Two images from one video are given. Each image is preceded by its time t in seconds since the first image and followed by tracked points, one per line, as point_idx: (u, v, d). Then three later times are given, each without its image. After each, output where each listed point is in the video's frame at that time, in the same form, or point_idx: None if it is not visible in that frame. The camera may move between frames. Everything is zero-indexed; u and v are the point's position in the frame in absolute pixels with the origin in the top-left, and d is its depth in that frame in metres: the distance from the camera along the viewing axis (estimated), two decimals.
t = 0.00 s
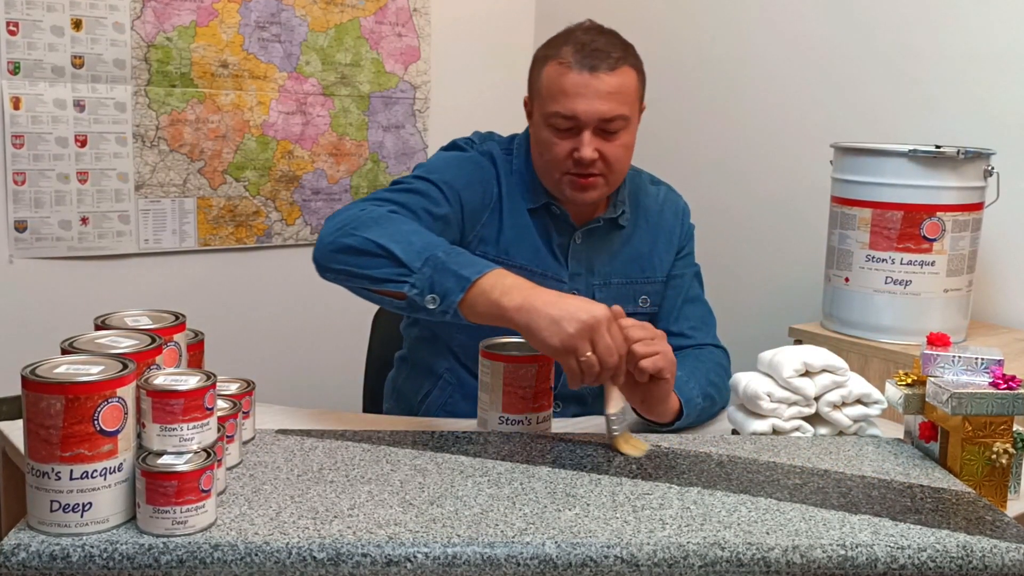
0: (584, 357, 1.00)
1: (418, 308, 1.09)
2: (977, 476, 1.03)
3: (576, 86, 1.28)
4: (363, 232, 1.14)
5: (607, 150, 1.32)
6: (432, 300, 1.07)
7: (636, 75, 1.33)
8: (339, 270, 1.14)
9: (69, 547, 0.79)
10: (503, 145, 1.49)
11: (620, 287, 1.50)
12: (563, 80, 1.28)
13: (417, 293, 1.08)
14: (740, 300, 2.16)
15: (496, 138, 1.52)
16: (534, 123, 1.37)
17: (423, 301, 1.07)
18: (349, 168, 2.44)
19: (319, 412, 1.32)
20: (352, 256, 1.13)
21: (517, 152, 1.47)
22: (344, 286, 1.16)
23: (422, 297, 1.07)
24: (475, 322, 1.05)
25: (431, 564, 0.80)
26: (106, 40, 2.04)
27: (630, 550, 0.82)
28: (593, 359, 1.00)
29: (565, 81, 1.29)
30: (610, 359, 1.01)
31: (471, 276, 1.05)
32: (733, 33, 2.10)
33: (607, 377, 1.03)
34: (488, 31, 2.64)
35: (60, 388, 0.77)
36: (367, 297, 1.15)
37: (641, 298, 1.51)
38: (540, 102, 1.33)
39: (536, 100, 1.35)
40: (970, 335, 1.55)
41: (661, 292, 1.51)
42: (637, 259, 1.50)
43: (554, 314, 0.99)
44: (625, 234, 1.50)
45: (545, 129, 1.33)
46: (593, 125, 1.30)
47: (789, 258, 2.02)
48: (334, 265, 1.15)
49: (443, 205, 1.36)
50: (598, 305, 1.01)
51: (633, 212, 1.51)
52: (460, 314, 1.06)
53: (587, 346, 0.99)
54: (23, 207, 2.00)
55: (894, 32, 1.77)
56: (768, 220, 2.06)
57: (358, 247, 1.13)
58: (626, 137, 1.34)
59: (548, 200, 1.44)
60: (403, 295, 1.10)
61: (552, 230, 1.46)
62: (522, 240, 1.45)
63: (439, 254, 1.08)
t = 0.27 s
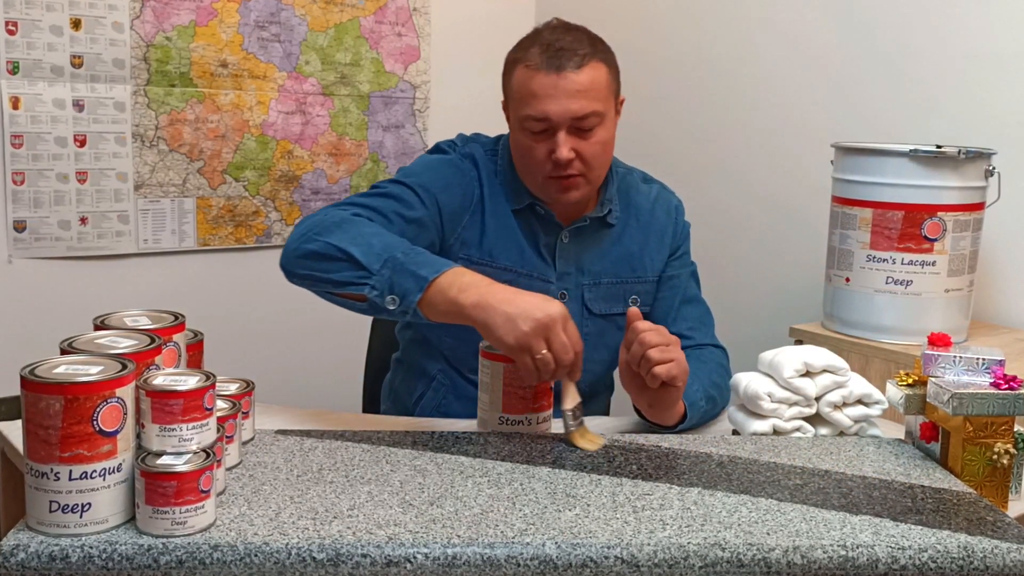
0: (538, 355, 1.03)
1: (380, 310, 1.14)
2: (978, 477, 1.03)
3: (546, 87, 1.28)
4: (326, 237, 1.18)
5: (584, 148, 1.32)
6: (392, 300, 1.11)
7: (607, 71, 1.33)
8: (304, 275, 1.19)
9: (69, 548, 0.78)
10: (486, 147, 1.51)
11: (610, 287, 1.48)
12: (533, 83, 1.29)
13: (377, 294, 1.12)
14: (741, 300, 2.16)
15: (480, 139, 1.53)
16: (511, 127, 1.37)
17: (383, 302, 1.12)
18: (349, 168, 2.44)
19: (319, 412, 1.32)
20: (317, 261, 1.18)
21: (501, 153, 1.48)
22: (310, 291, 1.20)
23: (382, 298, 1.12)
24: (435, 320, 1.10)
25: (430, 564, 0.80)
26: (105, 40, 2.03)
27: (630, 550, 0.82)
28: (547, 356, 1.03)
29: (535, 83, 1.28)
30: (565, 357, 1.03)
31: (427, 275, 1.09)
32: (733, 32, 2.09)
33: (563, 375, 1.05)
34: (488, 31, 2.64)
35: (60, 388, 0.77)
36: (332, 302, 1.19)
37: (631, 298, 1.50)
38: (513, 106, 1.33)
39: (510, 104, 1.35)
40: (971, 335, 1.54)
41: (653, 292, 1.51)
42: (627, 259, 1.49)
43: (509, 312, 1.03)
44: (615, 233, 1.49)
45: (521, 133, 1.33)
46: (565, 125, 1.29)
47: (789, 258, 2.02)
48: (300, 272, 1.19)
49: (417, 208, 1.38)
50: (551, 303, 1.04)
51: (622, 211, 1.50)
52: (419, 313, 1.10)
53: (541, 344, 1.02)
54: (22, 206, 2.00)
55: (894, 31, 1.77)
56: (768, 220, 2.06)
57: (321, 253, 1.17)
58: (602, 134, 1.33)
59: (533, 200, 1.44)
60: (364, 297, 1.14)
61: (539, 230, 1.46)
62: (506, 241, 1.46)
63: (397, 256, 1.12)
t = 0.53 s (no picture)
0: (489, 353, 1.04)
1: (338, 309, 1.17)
2: (979, 477, 1.03)
3: (529, 89, 1.28)
4: (288, 237, 1.22)
5: (570, 147, 1.32)
6: (348, 299, 1.14)
7: (585, 69, 1.33)
8: (268, 276, 1.23)
9: (68, 548, 0.78)
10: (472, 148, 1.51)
11: (601, 287, 1.47)
12: (512, 88, 1.29)
13: (335, 293, 1.15)
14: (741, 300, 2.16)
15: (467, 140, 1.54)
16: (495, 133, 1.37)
17: (340, 300, 1.15)
18: (349, 168, 2.44)
19: (318, 412, 1.32)
20: (278, 262, 1.21)
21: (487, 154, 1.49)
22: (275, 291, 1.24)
23: (339, 296, 1.15)
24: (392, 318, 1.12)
25: (430, 565, 0.80)
26: (104, 39, 2.03)
27: (630, 551, 0.82)
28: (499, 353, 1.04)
29: (514, 86, 1.28)
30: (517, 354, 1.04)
31: (381, 274, 1.12)
32: (733, 32, 2.09)
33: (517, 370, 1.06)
34: (488, 30, 2.63)
35: (59, 388, 0.77)
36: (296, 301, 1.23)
37: (622, 298, 1.49)
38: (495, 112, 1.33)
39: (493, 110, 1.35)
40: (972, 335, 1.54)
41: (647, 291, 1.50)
42: (618, 259, 1.48)
43: (458, 311, 1.04)
44: (606, 232, 1.48)
45: (505, 138, 1.33)
46: (547, 127, 1.29)
47: (789, 258, 2.02)
48: (264, 272, 1.23)
49: (391, 210, 1.40)
50: (504, 300, 1.05)
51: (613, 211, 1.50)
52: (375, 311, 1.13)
53: (490, 342, 1.03)
54: (22, 206, 2.00)
55: (895, 30, 1.77)
56: (768, 220, 2.06)
57: (283, 253, 1.20)
58: (586, 131, 1.33)
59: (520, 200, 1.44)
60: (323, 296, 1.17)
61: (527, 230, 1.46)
62: (489, 241, 1.45)
63: (354, 255, 1.15)
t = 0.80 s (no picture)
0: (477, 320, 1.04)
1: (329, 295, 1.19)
2: (980, 477, 1.02)
3: (580, 75, 1.29)
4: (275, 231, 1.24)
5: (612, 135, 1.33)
6: (336, 283, 1.16)
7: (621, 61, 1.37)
8: (259, 270, 1.25)
9: (67, 549, 0.78)
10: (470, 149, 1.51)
11: (598, 287, 1.47)
12: (557, 72, 1.30)
13: (323, 279, 1.17)
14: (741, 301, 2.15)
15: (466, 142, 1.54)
16: (528, 124, 1.36)
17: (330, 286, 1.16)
18: (348, 168, 2.43)
19: (317, 413, 1.31)
20: (268, 255, 1.23)
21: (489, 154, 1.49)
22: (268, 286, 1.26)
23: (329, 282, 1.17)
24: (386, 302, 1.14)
25: (430, 565, 0.80)
26: (104, 39, 2.03)
27: (631, 552, 0.81)
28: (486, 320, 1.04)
29: (562, 71, 1.30)
30: (506, 318, 1.03)
31: (366, 255, 1.14)
32: (732, 31, 2.09)
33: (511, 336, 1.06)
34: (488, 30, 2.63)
35: (58, 388, 0.76)
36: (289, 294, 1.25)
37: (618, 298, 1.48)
38: (535, 100, 1.33)
39: (527, 100, 1.35)
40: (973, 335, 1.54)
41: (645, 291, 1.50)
42: (614, 259, 1.48)
43: (444, 283, 1.05)
44: (604, 233, 1.48)
45: (546, 126, 1.33)
46: (594, 112, 1.31)
47: (789, 257, 2.01)
48: (255, 267, 1.25)
49: (381, 206, 1.41)
50: (491, 268, 1.05)
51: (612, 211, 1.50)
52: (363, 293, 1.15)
53: (477, 309, 1.04)
54: (21, 206, 2.00)
55: (894, 30, 1.77)
56: (767, 220, 2.06)
57: (271, 246, 1.23)
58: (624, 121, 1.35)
59: (519, 200, 1.44)
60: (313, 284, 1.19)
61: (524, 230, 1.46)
62: (484, 241, 1.45)
63: (337, 241, 1.17)
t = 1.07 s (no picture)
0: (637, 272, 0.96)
1: (451, 272, 1.04)
2: (981, 478, 1.02)
3: (661, 71, 1.28)
4: (377, 207, 1.09)
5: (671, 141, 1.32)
6: (467, 258, 1.01)
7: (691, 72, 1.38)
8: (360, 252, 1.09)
9: (66, 549, 0.78)
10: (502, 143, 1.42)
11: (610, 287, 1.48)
12: (648, 63, 1.29)
13: (449, 256, 1.02)
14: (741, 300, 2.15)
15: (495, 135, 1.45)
16: (602, 104, 1.31)
17: (457, 262, 1.02)
18: (348, 168, 2.43)
19: (316, 412, 1.31)
20: (369, 235, 1.08)
21: (526, 150, 1.40)
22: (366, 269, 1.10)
23: (454, 258, 1.02)
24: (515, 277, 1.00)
25: (430, 566, 0.79)
26: (103, 38, 2.03)
27: (631, 552, 0.81)
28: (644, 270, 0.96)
29: (654, 65, 1.29)
30: (662, 265, 0.97)
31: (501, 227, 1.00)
32: (733, 30, 2.09)
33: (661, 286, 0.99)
34: (488, 29, 2.63)
35: (57, 389, 0.76)
36: (394, 277, 1.10)
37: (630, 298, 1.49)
38: (620, 84, 1.30)
39: (604, 84, 1.32)
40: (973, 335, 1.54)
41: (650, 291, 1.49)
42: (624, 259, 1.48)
43: (594, 238, 0.96)
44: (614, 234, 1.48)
45: (625, 110, 1.29)
46: (673, 111, 1.30)
47: (789, 257, 2.01)
48: (353, 249, 1.09)
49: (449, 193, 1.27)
50: (639, 218, 0.98)
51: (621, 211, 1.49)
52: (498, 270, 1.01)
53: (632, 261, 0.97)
54: (20, 206, 2.00)
55: (895, 30, 1.76)
56: (768, 220, 2.06)
57: (376, 223, 1.07)
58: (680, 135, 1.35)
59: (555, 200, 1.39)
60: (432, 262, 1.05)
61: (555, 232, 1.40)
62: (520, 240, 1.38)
63: (464, 212, 1.03)
